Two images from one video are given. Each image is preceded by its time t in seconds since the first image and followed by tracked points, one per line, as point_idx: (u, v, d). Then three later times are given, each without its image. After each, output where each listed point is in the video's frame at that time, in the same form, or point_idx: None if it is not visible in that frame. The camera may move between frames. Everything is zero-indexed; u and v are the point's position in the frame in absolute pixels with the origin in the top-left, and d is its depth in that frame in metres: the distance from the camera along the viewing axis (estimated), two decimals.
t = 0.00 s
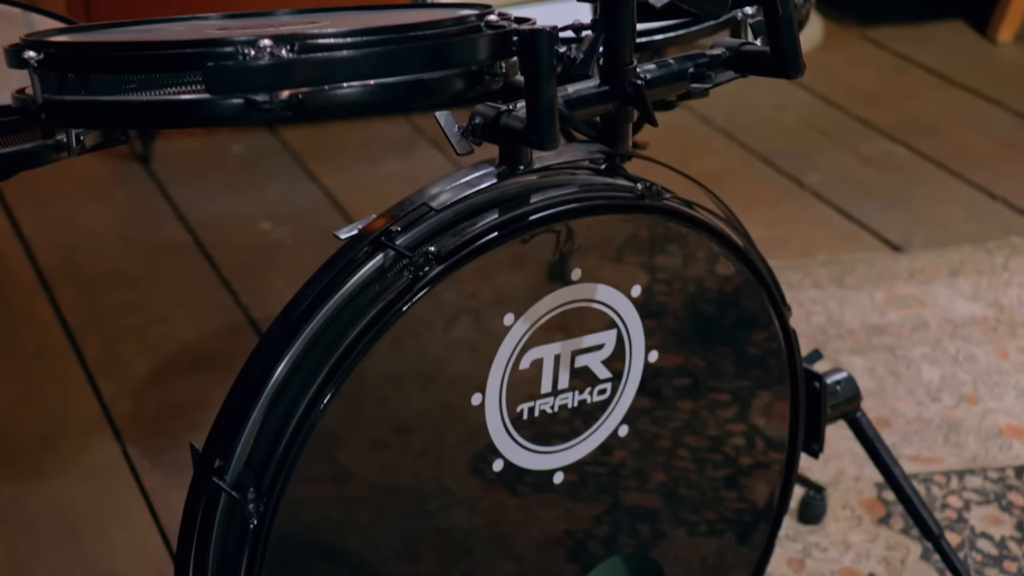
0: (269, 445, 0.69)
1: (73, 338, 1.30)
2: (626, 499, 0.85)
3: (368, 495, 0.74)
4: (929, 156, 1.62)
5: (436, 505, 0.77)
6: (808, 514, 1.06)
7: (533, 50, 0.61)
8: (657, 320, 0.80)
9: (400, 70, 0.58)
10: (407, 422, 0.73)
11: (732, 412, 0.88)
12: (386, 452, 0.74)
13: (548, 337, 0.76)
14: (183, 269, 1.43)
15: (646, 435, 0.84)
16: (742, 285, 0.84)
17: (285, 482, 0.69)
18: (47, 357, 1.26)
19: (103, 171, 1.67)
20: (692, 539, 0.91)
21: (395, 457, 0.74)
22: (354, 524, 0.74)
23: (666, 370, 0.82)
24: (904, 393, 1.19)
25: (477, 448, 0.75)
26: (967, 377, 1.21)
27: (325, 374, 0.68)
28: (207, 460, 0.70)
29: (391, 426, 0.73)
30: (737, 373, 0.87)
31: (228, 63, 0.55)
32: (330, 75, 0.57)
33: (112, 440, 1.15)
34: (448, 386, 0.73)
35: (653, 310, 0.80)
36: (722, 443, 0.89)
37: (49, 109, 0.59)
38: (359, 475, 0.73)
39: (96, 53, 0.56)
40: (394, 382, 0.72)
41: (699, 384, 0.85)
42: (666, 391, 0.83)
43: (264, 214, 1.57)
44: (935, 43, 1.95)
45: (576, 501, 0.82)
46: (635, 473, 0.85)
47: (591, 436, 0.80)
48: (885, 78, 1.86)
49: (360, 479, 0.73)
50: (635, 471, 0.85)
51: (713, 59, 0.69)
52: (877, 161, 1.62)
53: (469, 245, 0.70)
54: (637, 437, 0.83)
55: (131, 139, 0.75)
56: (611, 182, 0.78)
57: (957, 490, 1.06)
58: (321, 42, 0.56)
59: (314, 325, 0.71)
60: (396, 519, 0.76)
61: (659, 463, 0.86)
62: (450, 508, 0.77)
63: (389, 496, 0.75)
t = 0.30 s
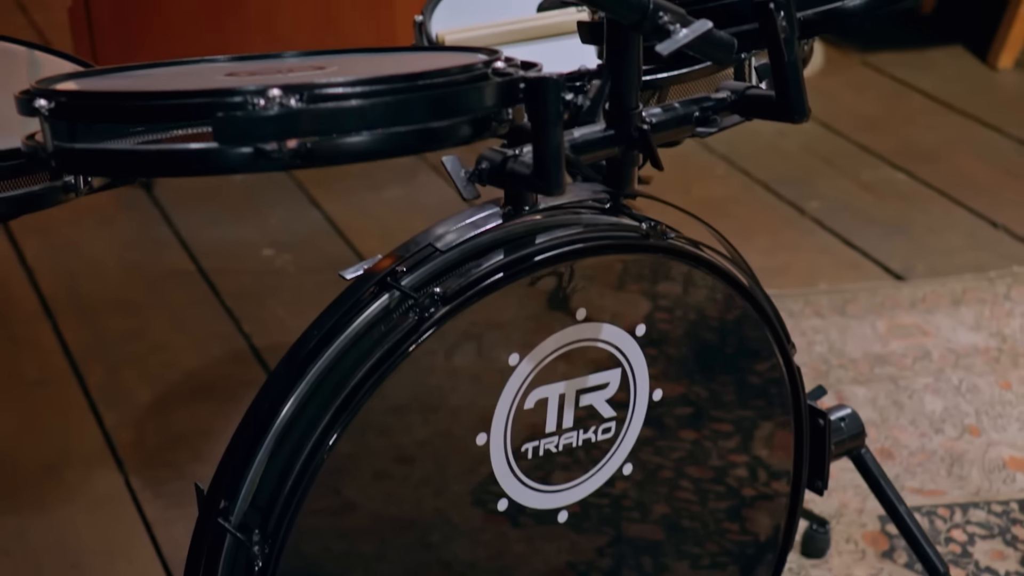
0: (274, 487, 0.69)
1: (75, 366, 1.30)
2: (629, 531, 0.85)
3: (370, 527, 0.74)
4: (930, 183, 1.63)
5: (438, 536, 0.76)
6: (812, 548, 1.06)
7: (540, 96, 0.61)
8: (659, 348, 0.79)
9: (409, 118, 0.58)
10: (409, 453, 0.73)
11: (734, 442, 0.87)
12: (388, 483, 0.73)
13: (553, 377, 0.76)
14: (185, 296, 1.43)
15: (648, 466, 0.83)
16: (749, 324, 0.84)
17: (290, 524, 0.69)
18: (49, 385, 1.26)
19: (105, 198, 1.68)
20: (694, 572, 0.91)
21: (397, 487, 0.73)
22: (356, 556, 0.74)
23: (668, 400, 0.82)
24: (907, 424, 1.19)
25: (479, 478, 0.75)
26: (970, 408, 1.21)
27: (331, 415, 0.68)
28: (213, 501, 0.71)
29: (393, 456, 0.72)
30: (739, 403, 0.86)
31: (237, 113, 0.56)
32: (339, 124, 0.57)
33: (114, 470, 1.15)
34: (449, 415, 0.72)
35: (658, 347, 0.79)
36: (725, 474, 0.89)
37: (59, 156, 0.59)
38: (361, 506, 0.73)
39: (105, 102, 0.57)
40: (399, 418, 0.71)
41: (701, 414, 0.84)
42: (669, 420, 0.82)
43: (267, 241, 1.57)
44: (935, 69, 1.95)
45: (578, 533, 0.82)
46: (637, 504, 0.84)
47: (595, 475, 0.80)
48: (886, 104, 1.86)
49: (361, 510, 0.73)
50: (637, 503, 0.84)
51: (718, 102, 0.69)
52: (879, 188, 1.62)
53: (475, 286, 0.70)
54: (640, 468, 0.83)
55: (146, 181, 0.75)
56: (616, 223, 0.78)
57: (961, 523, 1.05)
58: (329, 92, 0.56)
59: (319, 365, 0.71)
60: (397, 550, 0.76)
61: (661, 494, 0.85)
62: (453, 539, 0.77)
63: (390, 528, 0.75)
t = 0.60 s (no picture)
0: (278, 529, 0.69)
1: (77, 395, 1.29)
2: (632, 563, 0.84)
3: (372, 560, 0.73)
4: (933, 210, 1.63)
5: (440, 569, 0.76)
6: None
7: (547, 142, 0.62)
8: (661, 376, 0.79)
9: (416, 168, 0.58)
10: (412, 483, 0.72)
11: (737, 473, 0.87)
12: (390, 514, 0.72)
13: (557, 417, 0.76)
14: (188, 324, 1.43)
15: (651, 497, 0.83)
16: (754, 362, 0.84)
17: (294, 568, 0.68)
18: (51, 415, 1.26)
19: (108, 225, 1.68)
20: None
21: (400, 517, 0.73)
22: None
23: (671, 429, 0.81)
24: (911, 456, 1.19)
25: (481, 508, 0.74)
26: (974, 439, 1.21)
27: (336, 457, 0.68)
28: (217, 543, 0.71)
29: (395, 486, 0.72)
30: (742, 433, 0.86)
31: (244, 163, 0.56)
32: (346, 174, 0.57)
33: (115, 502, 1.14)
34: (451, 444, 0.72)
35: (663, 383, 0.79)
36: (728, 505, 0.88)
37: (66, 205, 0.59)
38: (362, 539, 0.72)
39: (112, 152, 0.57)
40: (403, 455, 0.71)
41: (703, 444, 0.83)
42: (672, 450, 0.82)
43: (270, 267, 1.57)
44: (937, 95, 1.95)
45: (581, 565, 0.81)
46: (640, 537, 0.84)
47: (600, 515, 0.80)
48: (888, 129, 1.87)
49: (362, 541, 0.72)
50: (640, 535, 0.84)
51: (723, 146, 0.69)
52: (881, 215, 1.63)
53: (480, 326, 0.70)
54: (644, 501, 0.82)
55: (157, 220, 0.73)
56: (620, 262, 0.78)
57: (966, 557, 1.05)
58: (335, 141, 0.57)
59: (324, 407, 0.71)
60: None
61: (664, 526, 0.85)
62: (454, 572, 0.76)
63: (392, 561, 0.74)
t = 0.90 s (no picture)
0: (282, 571, 0.69)
1: (81, 426, 1.29)
2: None
3: None
4: (938, 238, 1.63)
5: None
6: None
7: (550, 188, 0.62)
8: (666, 405, 0.78)
9: (421, 218, 0.58)
10: (416, 513, 0.72)
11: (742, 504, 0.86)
12: (395, 544, 0.72)
13: (562, 457, 0.75)
14: (193, 353, 1.43)
15: (656, 528, 0.82)
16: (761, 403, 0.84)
17: None
18: (56, 446, 1.26)
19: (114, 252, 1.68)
20: None
21: (404, 548, 0.72)
22: None
23: (677, 459, 0.80)
24: (916, 488, 1.19)
25: (485, 540, 0.74)
26: (979, 471, 1.20)
27: (341, 499, 0.68)
28: None
29: (400, 517, 0.71)
30: (747, 464, 0.85)
31: (249, 213, 0.56)
32: (350, 224, 0.57)
33: (119, 533, 1.14)
34: (457, 473, 0.71)
35: (670, 422, 0.79)
36: (733, 537, 0.87)
37: (71, 252, 0.59)
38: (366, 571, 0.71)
39: (118, 202, 0.57)
40: (408, 496, 0.71)
41: (708, 475, 0.83)
42: (677, 481, 0.81)
43: (275, 296, 1.58)
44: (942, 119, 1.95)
45: None
46: (645, 569, 0.83)
47: (604, 554, 0.80)
48: (892, 156, 1.87)
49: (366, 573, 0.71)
50: (645, 567, 0.83)
51: (726, 190, 0.70)
52: (885, 242, 1.63)
53: (484, 369, 0.70)
54: (649, 533, 0.81)
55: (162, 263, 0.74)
56: (625, 301, 0.78)
57: None
58: (340, 192, 0.57)
59: (328, 449, 0.71)
60: None
61: (669, 558, 0.84)
62: None
63: None
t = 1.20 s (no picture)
0: None
1: (88, 455, 1.30)
2: None
3: None
4: (944, 265, 1.63)
5: None
6: None
7: (555, 235, 0.62)
8: (673, 434, 0.78)
9: (425, 265, 0.59)
10: (422, 544, 0.71)
11: (748, 535, 0.86)
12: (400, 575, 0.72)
13: (567, 497, 0.75)
14: (200, 381, 1.44)
15: (661, 559, 0.81)
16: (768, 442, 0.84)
17: None
18: (63, 476, 1.27)
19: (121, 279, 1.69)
20: None
21: None
22: None
23: (682, 490, 0.80)
24: (923, 519, 1.18)
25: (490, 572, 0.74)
26: (986, 503, 1.20)
27: (347, 539, 0.69)
28: None
29: (406, 547, 0.71)
30: (754, 495, 0.84)
31: (254, 263, 0.56)
32: (355, 272, 0.57)
33: (125, 565, 1.14)
34: (463, 504, 0.72)
35: (676, 459, 0.79)
36: (739, 568, 0.87)
37: (78, 299, 0.60)
38: None
39: (124, 251, 0.57)
40: (414, 533, 0.71)
41: (713, 505, 0.82)
42: (682, 511, 0.81)
43: (282, 323, 1.58)
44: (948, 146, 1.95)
45: None
46: None
47: None
48: (899, 183, 1.87)
49: None
50: None
51: (730, 233, 0.70)
52: (892, 270, 1.63)
53: (489, 411, 0.71)
54: (654, 564, 0.81)
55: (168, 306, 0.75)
56: (630, 341, 0.78)
57: None
58: (345, 241, 0.57)
59: (334, 489, 0.72)
60: None
61: None
62: None
63: None
